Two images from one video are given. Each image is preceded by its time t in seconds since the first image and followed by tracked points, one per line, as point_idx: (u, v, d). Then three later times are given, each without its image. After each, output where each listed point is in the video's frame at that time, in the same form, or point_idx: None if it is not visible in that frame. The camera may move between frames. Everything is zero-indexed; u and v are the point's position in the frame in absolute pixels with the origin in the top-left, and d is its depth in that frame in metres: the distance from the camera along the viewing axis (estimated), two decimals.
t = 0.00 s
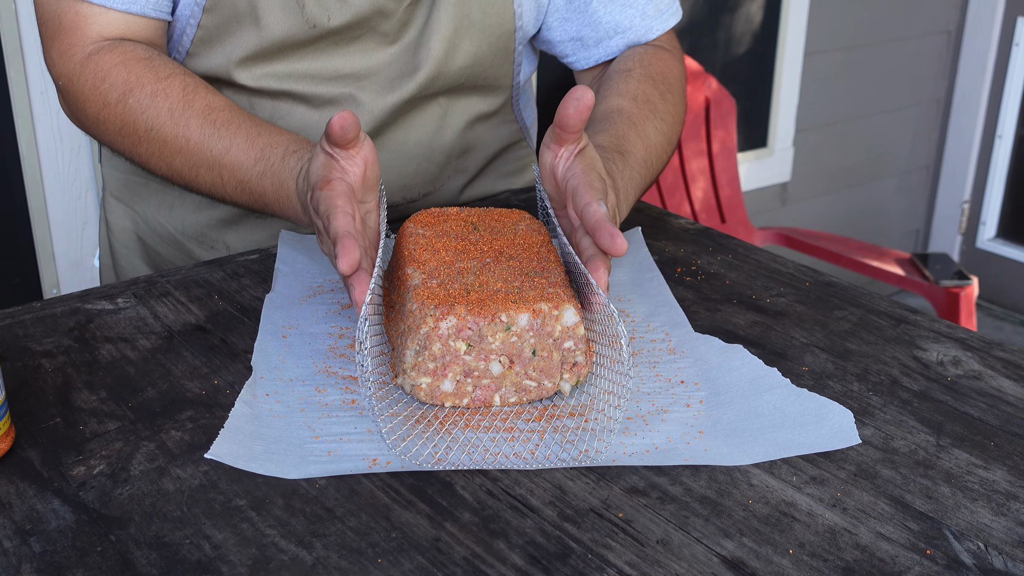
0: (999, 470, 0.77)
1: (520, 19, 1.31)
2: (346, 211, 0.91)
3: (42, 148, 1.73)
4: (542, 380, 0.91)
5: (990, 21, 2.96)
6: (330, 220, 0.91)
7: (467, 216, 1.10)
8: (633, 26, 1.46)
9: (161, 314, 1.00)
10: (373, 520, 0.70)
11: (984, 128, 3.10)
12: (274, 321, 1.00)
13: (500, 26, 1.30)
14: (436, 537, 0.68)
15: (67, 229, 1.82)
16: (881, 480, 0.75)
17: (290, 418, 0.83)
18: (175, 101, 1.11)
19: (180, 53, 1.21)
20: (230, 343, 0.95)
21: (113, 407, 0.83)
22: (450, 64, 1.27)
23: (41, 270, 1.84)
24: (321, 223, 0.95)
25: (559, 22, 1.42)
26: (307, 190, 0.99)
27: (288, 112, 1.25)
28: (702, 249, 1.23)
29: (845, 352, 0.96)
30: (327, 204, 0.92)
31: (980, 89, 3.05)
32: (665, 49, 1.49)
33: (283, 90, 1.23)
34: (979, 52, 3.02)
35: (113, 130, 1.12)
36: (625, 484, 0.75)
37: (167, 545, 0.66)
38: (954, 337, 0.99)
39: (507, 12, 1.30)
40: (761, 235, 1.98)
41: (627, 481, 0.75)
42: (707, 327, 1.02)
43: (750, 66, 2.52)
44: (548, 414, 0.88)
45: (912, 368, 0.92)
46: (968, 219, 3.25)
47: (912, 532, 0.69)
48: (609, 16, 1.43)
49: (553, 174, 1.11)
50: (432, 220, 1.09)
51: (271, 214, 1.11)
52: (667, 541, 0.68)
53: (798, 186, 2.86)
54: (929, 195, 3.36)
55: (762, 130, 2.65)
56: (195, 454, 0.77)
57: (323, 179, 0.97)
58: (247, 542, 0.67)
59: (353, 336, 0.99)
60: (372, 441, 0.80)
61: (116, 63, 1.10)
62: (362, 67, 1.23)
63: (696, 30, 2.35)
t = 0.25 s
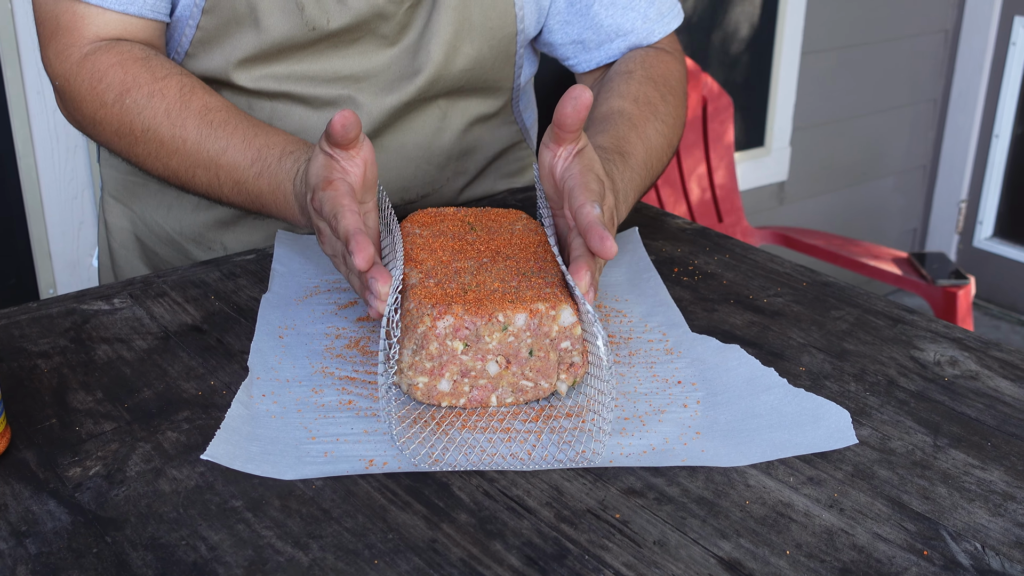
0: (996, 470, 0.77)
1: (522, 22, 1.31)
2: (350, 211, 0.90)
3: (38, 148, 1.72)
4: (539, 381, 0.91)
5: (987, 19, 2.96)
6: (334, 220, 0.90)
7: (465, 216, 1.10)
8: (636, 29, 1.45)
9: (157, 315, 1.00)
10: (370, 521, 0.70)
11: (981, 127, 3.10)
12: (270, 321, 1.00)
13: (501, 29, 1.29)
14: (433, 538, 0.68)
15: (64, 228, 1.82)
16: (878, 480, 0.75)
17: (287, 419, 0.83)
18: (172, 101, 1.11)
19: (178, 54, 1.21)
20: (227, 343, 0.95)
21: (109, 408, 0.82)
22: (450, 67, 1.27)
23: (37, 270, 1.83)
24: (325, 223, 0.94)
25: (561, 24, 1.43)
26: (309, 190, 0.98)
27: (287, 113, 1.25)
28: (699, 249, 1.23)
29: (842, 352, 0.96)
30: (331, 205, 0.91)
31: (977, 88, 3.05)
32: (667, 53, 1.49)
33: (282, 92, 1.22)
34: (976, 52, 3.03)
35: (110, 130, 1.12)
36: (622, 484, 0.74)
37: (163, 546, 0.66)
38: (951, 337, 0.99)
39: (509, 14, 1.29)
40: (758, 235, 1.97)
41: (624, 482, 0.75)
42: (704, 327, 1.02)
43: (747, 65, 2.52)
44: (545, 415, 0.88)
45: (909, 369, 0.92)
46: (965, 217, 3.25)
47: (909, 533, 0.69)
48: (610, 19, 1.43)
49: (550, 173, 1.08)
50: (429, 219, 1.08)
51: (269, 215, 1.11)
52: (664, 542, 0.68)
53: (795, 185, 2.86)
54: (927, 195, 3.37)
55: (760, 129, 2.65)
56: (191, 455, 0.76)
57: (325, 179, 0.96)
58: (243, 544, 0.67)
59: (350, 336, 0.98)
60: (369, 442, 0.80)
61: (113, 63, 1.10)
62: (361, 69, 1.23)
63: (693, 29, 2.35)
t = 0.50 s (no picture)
0: (995, 468, 0.76)
1: (522, 22, 1.31)
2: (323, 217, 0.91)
3: (35, 147, 1.72)
4: (538, 381, 0.91)
5: (985, 18, 2.95)
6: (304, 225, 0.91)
7: (463, 214, 1.10)
8: (632, 32, 1.45)
9: (154, 313, 0.99)
10: (367, 520, 0.69)
11: (979, 126, 3.09)
12: (268, 320, 0.99)
13: (501, 29, 1.29)
14: (431, 537, 0.68)
15: (62, 227, 1.82)
16: (877, 478, 0.75)
17: (284, 418, 0.83)
18: (162, 99, 1.10)
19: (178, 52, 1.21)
20: (224, 342, 0.95)
21: (106, 406, 0.82)
22: (449, 66, 1.26)
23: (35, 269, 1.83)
24: (297, 225, 0.95)
25: (557, 24, 1.43)
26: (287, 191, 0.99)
27: (285, 111, 1.24)
28: (698, 247, 1.23)
29: (840, 350, 0.96)
30: (304, 209, 0.93)
31: (975, 87, 3.05)
32: (663, 55, 1.49)
33: (280, 90, 1.22)
34: (974, 51, 3.03)
35: (100, 126, 1.12)
36: (621, 483, 0.74)
37: (159, 545, 0.66)
38: (950, 335, 0.99)
39: (510, 13, 1.29)
40: (757, 234, 1.97)
41: (622, 481, 0.75)
42: (702, 325, 1.02)
43: (745, 64, 2.52)
44: (543, 414, 0.88)
45: (908, 367, 0.92)
46: (963, 216, 3.24)
47: (908, 531, 0.69)
48: (608, 21, 1.43)
49: (573, 171, 1.15)
50: (427, 218, 1.08)
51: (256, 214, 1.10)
52: (662, 541, 0.67)
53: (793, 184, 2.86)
54: (925, 194, 3.37)
55: (758, 128, 2.65)
56: (188, 454, 0.76)
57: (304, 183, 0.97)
58: (240, 542, 0.66)
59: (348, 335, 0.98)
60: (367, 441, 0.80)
61: (104, 60, 1.10)
62: (360, 68, 1.23)
63: (692, 28, 2.35)
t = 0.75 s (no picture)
0: (993, 466, 0.76)
1: (518, 22, 1.30)
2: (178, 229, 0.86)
3: (33, 148, 1.72)
4: (536, 381, 0.90)
5: (983, 16, 2.95)
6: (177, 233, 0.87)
7: (461, 214, 1.10)
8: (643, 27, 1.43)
9: (152, 314, 0.99)
10: (365, 519, 0.69)
11: (976, 125, 3.09)
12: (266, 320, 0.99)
13: (497, 28, 1.29)
14: (428, 536, 0.68)
15: (60, 227, 1.81)
16: (874, 476, 0.75)
17: (282, 418, 0.83)
18: (92, 81, 1.08)
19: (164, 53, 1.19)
20: (222, 342, 0.95)
21: (103, 407, 0.82)
22: (443, 63, 1.27)
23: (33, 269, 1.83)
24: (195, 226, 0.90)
25: (564, 26, 1.42)
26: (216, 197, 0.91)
27: (278, 108, 1.24)
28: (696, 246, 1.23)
29: (838, 349, 0.95)
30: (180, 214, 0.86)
31: (973, 85, 3.06)
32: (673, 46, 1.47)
33: (273, 87, 1.21)
34: (972, 49, 3.03)
35: (38, 105, 1.10)
36: (618, 482, 0.74)
37: (157, 546, 0.66)
38: (947, 333, 0.99)
39: (506, 11, 1.29)
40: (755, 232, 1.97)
41: (619, 480, 0.75)
42: (700, 324, 1.02)
43: (742, 63, 2.52)
44: (541, 413, 0.87)
45: (906, 365, 0.92)
46: (961, 214, 3.24)
47: (905, 529, 0.69)
48: (616, 20, 1.42)
49: (665, 164, 1.10)
50: (425, 218, 1.08)
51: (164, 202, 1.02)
52: (660, 540, 0.67)
53: (792, 182, 2.87)
54: (923, 192, 3.36)
55: (756, 127, 2.65)
56: (185, 455, 0.76)
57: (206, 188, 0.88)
58: (238, 543, 0.66)
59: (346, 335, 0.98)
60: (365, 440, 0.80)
61: (47, 40, 1.09)
62: (353, 64, 1.22)
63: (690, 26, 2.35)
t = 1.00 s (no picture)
0: (993, 463, 0.76)
1: (511, 13, 1.30)
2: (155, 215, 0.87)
3: (32, 146, 1.71)
4: (536, 379, 0.90)
5: (982, 14, 2.95)
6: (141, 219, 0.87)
7: (460, 212, 1.10)
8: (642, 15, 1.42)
9: (150, 312, 0.99)
10: (364, 517, 0.69)
11: (976, 122, 3.09)
12: (265, 318, 0.99)
13: (491, 18, 1.29)
14: (427, 534, 0.68)
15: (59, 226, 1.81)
16: (873, 473, 0.75)
17: (281, 415, 0.83)
18: (48, 47, 1.06)
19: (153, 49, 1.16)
20: (221, 340, 0.95)
21: (102, 405, 0.82)
22: (436, 54, 1.26)
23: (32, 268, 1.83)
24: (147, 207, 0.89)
25: (567, 19, 1.40)
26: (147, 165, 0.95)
27: (271, 101, 1.23)
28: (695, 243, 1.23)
29: (837, 346, 0.95)
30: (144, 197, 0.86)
31: (973, 82, 3.06)
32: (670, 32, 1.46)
33: (266, 79, 1.20)
34: (971, 46, 3.03)
35: None
36: (617, 479, 0.74)
37: (156, 544, 0.66)
38: (946, 329, 0.99)
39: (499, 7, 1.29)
40: (754, 230, 1.97)
41: (618, 477, 0.75)
42: (699, 321, 1.02)
43: (742, 60, 2.52)
44: (540, 410, 0.87)
45: (905, 362, 0.92)
46: (961, 212, 3.24)
47: (905, 526, 0.69)
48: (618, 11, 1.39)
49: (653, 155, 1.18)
50: (424, 216, 1.08)
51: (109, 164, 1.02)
52: (659, 537, 0.67)
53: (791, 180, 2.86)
54: (923, 190, 3.36)
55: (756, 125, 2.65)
56: (184, 453, 0.76)
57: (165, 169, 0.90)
58: (236, 540, 0.66)
59: (345, 333, 0.98)
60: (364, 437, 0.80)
61: (9, 7, 1.06)
62: (345, 55, 1.22)
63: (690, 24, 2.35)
